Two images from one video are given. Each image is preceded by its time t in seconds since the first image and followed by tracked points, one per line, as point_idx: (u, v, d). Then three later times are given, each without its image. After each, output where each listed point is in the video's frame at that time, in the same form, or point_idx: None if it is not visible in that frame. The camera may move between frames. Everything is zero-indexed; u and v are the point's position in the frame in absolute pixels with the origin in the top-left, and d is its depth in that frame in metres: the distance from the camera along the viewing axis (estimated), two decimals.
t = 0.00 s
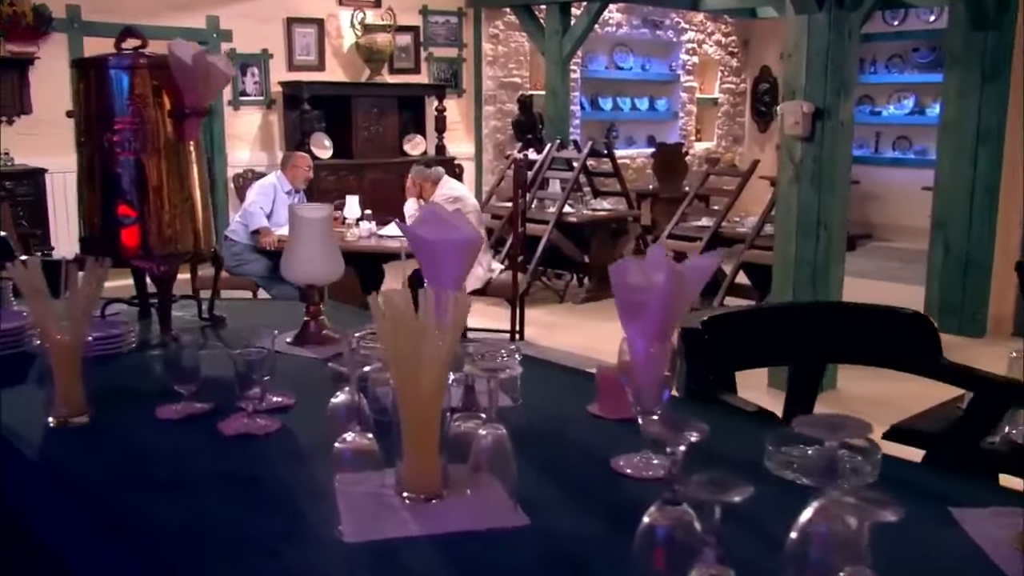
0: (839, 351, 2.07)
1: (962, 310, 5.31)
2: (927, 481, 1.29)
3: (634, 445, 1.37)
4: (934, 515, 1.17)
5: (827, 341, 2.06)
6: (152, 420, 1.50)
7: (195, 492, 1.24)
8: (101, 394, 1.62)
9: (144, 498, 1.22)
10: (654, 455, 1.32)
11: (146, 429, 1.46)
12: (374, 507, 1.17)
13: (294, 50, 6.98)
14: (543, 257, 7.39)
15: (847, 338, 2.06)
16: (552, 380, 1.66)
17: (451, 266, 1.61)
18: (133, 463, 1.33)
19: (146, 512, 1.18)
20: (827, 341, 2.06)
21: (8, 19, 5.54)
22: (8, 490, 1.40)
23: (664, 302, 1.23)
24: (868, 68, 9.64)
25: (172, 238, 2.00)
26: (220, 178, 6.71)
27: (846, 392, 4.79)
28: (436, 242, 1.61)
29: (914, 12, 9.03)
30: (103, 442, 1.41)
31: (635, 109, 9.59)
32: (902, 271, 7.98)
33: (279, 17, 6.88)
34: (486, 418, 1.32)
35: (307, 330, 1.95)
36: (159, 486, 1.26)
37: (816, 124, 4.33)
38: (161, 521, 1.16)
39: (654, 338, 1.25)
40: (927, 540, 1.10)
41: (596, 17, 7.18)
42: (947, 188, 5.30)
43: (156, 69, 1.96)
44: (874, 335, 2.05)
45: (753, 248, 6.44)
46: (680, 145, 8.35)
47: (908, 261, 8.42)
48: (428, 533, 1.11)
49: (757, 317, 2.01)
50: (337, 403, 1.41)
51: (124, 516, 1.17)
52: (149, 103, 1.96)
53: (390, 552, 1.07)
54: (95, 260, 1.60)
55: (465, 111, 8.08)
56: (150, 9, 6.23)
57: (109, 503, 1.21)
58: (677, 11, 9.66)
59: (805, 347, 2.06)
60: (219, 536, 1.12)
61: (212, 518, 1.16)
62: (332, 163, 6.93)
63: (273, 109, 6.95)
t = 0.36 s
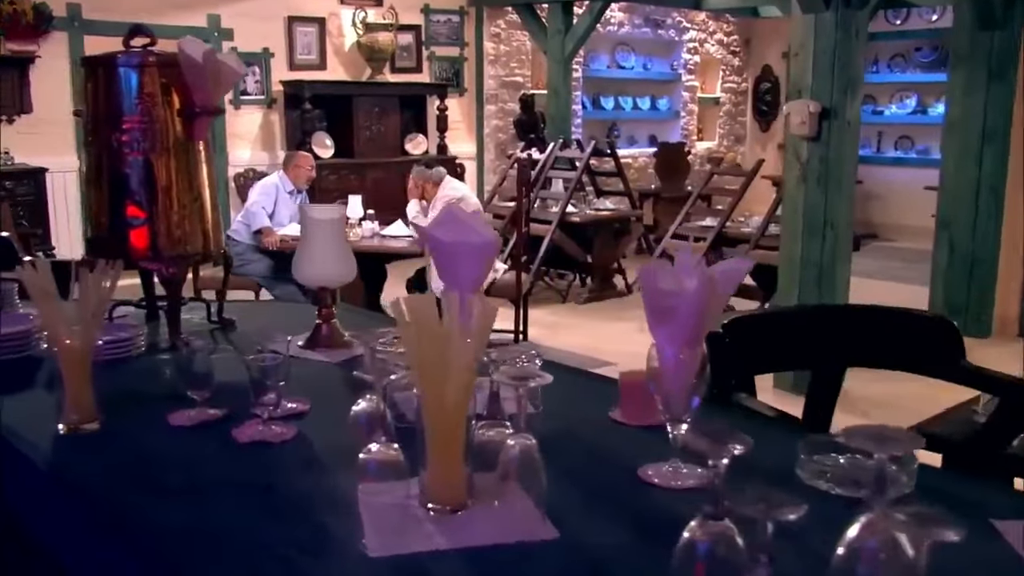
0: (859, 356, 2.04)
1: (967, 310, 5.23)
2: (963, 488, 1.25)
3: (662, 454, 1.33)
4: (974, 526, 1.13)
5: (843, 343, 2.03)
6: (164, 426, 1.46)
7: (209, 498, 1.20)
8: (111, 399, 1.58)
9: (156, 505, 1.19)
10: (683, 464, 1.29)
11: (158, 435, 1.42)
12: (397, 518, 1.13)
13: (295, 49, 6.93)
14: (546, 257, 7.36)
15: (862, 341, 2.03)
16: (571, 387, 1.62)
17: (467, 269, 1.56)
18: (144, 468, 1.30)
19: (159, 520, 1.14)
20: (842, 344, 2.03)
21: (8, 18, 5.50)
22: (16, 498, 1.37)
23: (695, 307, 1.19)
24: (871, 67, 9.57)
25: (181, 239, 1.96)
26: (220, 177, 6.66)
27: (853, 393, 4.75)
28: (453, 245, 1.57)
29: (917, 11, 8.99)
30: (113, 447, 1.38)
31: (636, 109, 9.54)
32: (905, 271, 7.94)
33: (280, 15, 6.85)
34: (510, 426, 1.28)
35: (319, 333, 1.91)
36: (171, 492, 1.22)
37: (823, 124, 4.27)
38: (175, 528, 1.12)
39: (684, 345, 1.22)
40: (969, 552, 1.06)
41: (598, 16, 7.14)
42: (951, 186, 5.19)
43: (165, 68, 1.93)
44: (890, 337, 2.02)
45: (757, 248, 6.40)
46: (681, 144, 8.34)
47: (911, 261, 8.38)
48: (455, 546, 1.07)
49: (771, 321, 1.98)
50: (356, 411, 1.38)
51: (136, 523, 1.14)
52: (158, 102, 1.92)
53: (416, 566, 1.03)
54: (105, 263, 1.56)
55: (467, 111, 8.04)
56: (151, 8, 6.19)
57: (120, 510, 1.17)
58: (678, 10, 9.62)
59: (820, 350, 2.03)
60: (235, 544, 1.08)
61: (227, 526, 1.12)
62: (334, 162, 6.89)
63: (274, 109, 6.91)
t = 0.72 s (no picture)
0: (880, 360, 2.00)
1: (975, 309, 5.06)
2: (998, 497, 1.21)
3: (690, 463, 1.29)
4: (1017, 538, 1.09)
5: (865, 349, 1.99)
6: (177, 434, 1.43)
7: (227, 514, 1.17)
8: (123, 405, 1.56)
9: (173, 520, 1.16)
10: (711, 473, 1.25)
11: (171, 443, 1.39)
12: (421, 531, 1.09)
13: (297, 48, 6.89)
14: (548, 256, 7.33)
15: (884, 347, 2.00)
16: (591, 395, 1.59)
17: (487, 272, 1.53)
18: (159, 481, 1.27)
19: (176, 535, 1.11)
20: (863, 350, 2.00)
21: (9, 17, 5.45)
22: (28, 509, 1.34)
23: (727, 312, 1.16)
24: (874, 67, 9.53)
25: (191, 241, 1.93)
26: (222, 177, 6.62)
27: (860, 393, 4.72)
28: (473, 247, 1.53)
29: (919, 11, 8.93)
30: (126, 458, 1.35)
31: (638, 108, 9.50)
32: (909, 271, 7.90)
33: (281, 14, 6.80)
34: (534, 435, 1.24)
35: (331, 337, 1.88)
36: (187, 507, 1.19)
37: (830, 123, 4.19)
38: (193, 544, 1.09)
39: (714, 351, 1.19)
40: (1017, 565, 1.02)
41: (601, 15, 7.10)
42: (956, 185, 5.02)
43: (176, 66, 1.89)
44: (913, 342, 1.98)
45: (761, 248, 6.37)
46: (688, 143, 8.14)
47: (913, 260, 8.34)
48: (481, 560, 1.03)
49: (789, 322, 1.96)
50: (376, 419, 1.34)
51: (152, 540, 1.11)
52: (168, 102, 1.89)
53: None
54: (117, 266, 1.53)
55: (469, 110, 8.01)
56: (152, 7, 6.15)
57: (136, 525, 1.14)
58: (681, 9, 9.56)
59: (841, 356, 1.99)
60: (256, 559, 1.05)
61: (248, 541, 1.10)
62: (336, 162, 6.86)
63: (276, 108, 6.87)
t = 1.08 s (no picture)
0: (900, 362, 1.97)
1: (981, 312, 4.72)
2: None
3: (715, 470, 1.26)
4: None
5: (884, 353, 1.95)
6: (190, 440, 1.40)
7: (243, 522, 1.14)
8: (134, 409, 1.52)
9: (188, 529, 1.12)
10: (738, 480, 1.22)
11: (184, 449, 1.36)
12: (445, 541, 1.06)
13: (299, 46, 6.86)
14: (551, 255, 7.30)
15: (901, 350, 1.97)
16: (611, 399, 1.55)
17: (506, 273, 1.50)
18: (172, 488, 1.24)
19: (192, 545, 1.08)
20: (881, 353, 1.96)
21: (10, 14, 5.41)
22: (37, 516, 1.31)
23: (757, 315, 1.13)
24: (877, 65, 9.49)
25: (200, 241, 1.90)
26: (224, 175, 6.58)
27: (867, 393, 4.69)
28: (491, 248, 1.50)
29: (923, 9, 8.88)
30: (137, 464, 1.32)
31: (641, 106, 9.46)
32: (913, 270, 7.87)
33: (284, 12, 6.76)
34: (559, 440, 1.21)
35: (343, 339, 1.85)
36: (202, 515, 1.16)
37: (836, 122, 4.13)
38: (210, 554, 1.06)
39: (743, 354, 1.16)
40: None
41: (604, 13, 7.06)
42: (962, 186, 4.70)
43: (185, 64, 1.86)
44: (930, 344, 1.96)
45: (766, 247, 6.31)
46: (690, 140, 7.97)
47: (917, 259, 8.31)
48: (507, 571, 1.00)
49: (809, 324, 1.93)
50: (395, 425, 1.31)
51: (169, 550, 1.08)
52: (177, 100, 1.85)
53: None
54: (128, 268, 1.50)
55: (471, 108, 7.98)
56: (154, 5, 6.11)
57: (150, 534, 1.11)
58: (683, 7, 9.52)
59: (856, 358, 1.96)
60: (276, 571, 1.02)
61: (266, 551, 1.07)
62: (338, 161, 6.83)
63: (278, 106, 6.83)
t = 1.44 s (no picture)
0: (918, 364, 1.93)
1: (985, 313, 4.65)
2: None
3: (741, 479, 1.24)
4: None
5: (903, 357, 1.92)
6: (203, 446, 1.37)
7: (260, 529, 1.12)
8: (144, 415, 1.50)
9: (204, 536, 1.10)
10: (765, 489, 1.19)
11: (197, 455, 1.33)
12: (467, 551, 1.03)
13: (301, 45, 6.83)
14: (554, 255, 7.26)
15: (922, 352, 1.93)
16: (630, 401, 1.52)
17: (521, 272, 1.45)
18: (187, 495, 1.21)
19: (210, 553, 1.06)
20: (901, 357, 1.93)
21: (13, 13, 5.37)
22: (47, 524, 1.28)
23: (787, 319, 1.11)
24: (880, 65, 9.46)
25: (209, 242, 1.87)
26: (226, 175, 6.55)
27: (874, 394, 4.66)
28: (506, 249, 1.47)
29: (926, 8, 8.84)
30: (149, 471, 1.29)
31: (643, 106, 9.42)
32: (916, 270, 7.84)
33: (286, 11, 6.73)
34: (581, 448, 1.19)
35: (355, 342, 1.82)
36: (217, 524, 1.13)
37: (843, 122, 4.07)
38: (229, 562, 1.03)
39: (769, 361, 1.14)
40: None
41: (607, 12, 7.04)
42: (967, 185, 4.62)
43: (194, 63, 1.83)
44: (954, 346, 1.91)
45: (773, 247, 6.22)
46: (693, 140, 7.90)
47: (920, 259, 8.27)
48: None
49: (824, 329, 1.90)
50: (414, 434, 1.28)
51: (187, 559, 1.05)
52: (186, 99, 1.83)
53: None
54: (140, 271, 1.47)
55: (474, 108, 7.94)
56: (156, 4, 6.07)
57: (167, 542, 1.08)
58: (686, 6, 9.49)
59: (874, 361, 1.93)
60: None
61: (285, 561, 1.04)
62: (341, 160, 6.79)
63: (281, 106, 6.81)
